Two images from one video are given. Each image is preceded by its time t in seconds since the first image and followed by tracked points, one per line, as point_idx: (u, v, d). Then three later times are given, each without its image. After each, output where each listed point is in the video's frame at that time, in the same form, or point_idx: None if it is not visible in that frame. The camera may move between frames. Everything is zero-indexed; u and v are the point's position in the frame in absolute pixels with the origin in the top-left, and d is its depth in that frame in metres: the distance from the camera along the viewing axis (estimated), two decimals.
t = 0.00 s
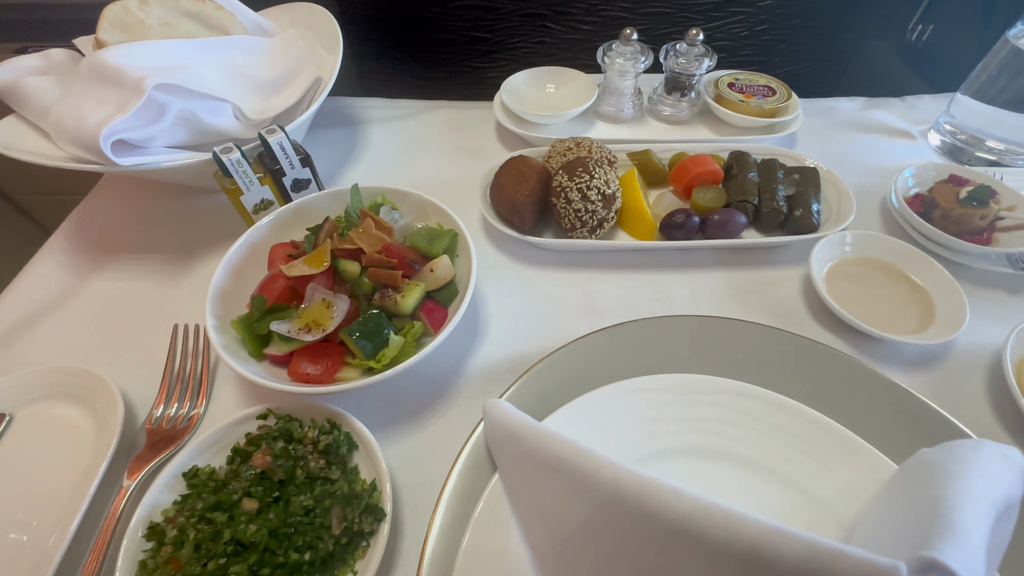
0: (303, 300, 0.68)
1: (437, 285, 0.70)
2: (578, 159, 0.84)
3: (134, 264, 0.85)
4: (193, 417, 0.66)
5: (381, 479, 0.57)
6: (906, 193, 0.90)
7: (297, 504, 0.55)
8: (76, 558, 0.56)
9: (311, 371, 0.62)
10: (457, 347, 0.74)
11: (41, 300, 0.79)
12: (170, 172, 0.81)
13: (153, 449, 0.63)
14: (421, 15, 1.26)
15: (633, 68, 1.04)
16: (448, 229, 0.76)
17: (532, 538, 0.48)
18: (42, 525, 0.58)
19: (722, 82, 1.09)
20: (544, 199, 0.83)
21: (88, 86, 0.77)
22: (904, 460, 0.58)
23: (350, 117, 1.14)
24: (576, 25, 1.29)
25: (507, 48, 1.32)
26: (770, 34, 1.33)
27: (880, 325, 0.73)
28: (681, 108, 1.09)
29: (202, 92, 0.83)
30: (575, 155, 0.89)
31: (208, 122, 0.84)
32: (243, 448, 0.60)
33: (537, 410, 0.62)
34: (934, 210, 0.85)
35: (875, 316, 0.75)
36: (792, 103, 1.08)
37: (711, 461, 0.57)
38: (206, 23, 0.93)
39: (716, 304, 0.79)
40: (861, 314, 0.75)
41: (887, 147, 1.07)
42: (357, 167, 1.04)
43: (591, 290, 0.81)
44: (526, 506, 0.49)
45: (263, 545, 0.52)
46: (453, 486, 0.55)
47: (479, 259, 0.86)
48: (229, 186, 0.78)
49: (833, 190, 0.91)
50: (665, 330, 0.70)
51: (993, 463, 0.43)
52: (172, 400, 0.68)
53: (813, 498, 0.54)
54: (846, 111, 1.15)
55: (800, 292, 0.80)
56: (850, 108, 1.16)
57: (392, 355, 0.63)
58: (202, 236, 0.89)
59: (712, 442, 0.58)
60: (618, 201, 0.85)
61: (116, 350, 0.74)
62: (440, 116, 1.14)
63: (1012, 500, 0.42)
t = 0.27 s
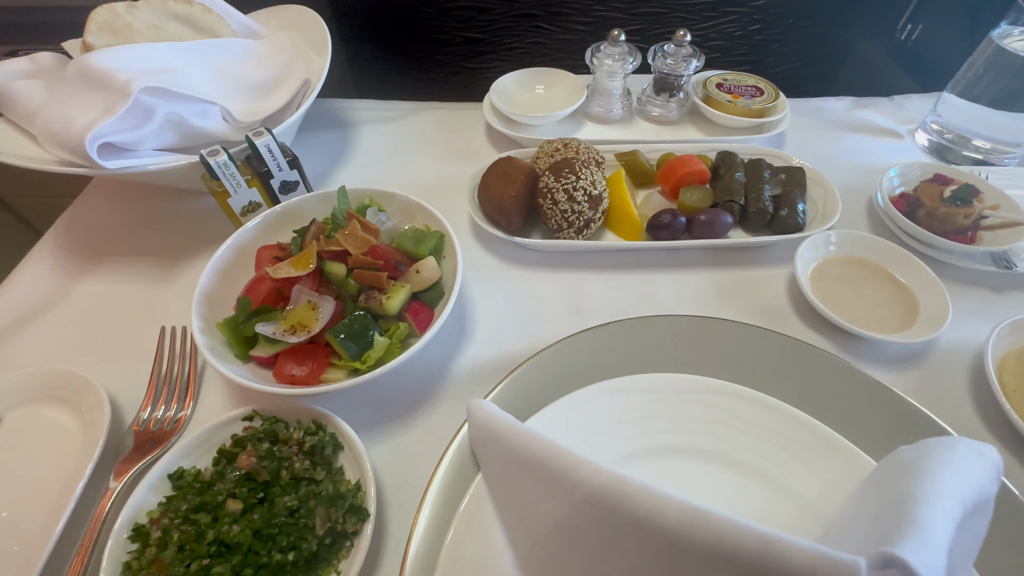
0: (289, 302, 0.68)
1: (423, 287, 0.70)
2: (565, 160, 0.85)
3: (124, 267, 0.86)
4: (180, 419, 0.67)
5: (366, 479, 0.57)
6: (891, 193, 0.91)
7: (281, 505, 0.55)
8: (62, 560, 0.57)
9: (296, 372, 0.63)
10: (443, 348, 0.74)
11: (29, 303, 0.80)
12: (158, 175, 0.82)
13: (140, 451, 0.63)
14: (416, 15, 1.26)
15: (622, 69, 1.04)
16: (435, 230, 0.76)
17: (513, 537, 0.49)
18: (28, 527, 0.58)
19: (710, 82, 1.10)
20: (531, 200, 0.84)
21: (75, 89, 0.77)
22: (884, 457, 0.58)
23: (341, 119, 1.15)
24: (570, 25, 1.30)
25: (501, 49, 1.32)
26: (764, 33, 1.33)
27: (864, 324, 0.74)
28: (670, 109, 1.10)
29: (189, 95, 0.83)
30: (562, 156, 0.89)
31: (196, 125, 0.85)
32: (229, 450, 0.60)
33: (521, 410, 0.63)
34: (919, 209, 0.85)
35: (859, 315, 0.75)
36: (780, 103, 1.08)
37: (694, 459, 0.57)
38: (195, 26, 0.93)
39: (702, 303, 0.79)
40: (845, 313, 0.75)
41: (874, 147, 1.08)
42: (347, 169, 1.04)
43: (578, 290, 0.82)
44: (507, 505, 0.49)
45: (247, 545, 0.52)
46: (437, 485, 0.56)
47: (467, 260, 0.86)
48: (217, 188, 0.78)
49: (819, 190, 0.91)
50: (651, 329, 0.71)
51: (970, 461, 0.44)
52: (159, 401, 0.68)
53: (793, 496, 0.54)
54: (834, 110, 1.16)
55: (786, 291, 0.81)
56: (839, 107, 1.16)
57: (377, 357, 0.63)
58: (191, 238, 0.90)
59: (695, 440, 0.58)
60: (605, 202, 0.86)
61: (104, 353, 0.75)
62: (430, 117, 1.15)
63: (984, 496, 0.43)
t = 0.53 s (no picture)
0: (274, 302, 0.68)
1: (409, 286, 0.70)
2: (551, 159, 0.85)
3: (112, 268, 0.86)
4: (166, 419, 0.67)
5: (350, 478, 0.58)
6: (877, 191, 0.91)
7: (264, 504, 0.55)
8: (46, 561, 0.57)
9: (281, 372, 0.63)
10: (429, 347, 0.74)
11: (16, 305, 0.80)
12: (145, 176, 0.81)
13: (125, 452, 0.63)
14: (412, 15, 1.28)
15: (610, 68, 1.05)
16: (421, 229, 0.77)
17: (493, 534, 0.49)
18: (12, 528, 0.58)
19: (698, 81, 1.10)
20: (518, 200, 0.84)
21: (60, 91, 0.77)
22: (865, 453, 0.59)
23: (330, 120, 1.15)
24: (565, 25, 1.31)
25: (495, 49, 1.34)
26: (758, 32, 1.34)
27: (848, 321, 0.74)
28: (659, 108, 1.10)
29: (175, 96, 0.83)
30: (549, 155, 0.89)
31: (183, 125, 0.85)
32: (213, 450, 0.60)
33: (506, 408, 0.63)
34: (904, 207, 0.85)
35: (844, 312, 0.75)
36: (768, 102, 1.08)
37: (675, 456, 0.58)
38: (182, 27, 0.93)
39: (688, 302, 0.80)
40: (830, 310, 0.76)
41: (862, 145, 1.08)
42: (336, 169, 1.04)
43: (565, 289, 0.82)
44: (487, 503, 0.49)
45: (229, 544, 0.52)
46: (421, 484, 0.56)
47: (455, 259, 0.86)
48: (204, 189, 0.78)
49: (806, 188, 0.91)
50: (636, 328, 0.71)
51: (944, 455, 0.44)
52: (145, 402, 0.68)
53: (771, 491, 0.55)
54: (823, 109, 1.16)
55: (772, 289, 0.81)
56: (828, 106, 1.17)
57: (361, 356, 0.64)
58: (179, 239, 0.90)
59: (677, 437, 0.59)
60: (591, 200, 0.86)
61: (91, 354, 0.75)
62: (420, 117, 1.15)
63: (957, 490, 0.43)
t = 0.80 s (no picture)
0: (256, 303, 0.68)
1: (392, 287, 0.70)
2: (536, 159, 0.85)
3: (96, 270, 0.85)
4: (148, 422, 0.66)
5: (330, 480, 0.57)
6: (863, 189, 0.91)
7: (243, 507, 0.55)
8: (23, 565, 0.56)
9: (262, 374, 0.63)
10: (414, 347, 0.74)
11: None
12: (128, 177, 0.81)
13: (105, 455, 0.63)
14: (406, 14, 1.30)
15: (597, 67, 1.05)
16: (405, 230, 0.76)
17: (471, 535, 0.49)
18: None
19: (687, 80, 1.10)
20: (503, 199, 0.84)
21: (41, 92, 0.77)
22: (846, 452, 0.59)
23: (318, 120, 1.14)
24: (558, 24, 1.34)
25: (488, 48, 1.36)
26: (751, 31, 1.36)
27: (832, 320, 0.74)
28: (647, 107, 1.10)
29: (159, 97, 0.83)
30: (536, 155, 0.89)
31: (167, 126, 0.84)
32: (194, 452, 0.60)
33: (489, 408, 0.63)
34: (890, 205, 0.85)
35: (829, 310, 0.75)
36: (756, 100, 1.08)
37: (657, 456, 0.58)
38: (166, 27, 0.92)
39: (674, 301, 0.80)
40: (815, 308, 0.76)
41: (850, 143, 1.08)
42: (324, 170, 1.04)
43: (551, 289, 0.82)
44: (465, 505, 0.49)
45: (207, 547, 0.52)
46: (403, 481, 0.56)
47: (441, 259, 0.86)
48: (187, 190, 0.78)
49: (792, 186, 0.91)
50: (622, 327, 0.71)
51: (920, 454, 0.44)
52: (126, 405, 0.68)
53: (751, 490, 0.55)
54: (812, 107, 1.16)
55: (758, 288, 0.81)
56: (816, 104, 1.17)
57: (343, 358, 0.63)
58: (164, 240, 0.89)
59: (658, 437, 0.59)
60: (577, 200, 0.86)
61: (73, 356, 0.74)
62: (408, 117, 1.15)
63: (932, 489, 0.43)
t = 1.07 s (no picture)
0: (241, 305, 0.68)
1: (379, 288, 0.70)
2: (524, 159, 0.85)
3: (83, 272, 0.85)
4: (132, 425, 0.66)
5: (315, 482, 0.57)
6: (853, 188, 0.91)
7: (227, 510, 0.55)
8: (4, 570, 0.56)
9: (246, 376, 0.62)
10: (401, 349, 0.74)
11: None
12: (115, 178, 0.81)
13: (89, 458, 0.62)
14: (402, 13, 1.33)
15: (587, 66, 1.04)
16: (392, 231, 0.76)
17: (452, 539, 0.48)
18: None
19: (677, 80, 1.10)
20: (491, 200, 0.84)
21: (25, 94, 0.77)
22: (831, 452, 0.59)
23: (309, 121, 1.14)
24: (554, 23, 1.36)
25: (482, 48, 1.38)
26: (747, 30, 1.38)
27: (820, 320, 0.74)
28: (637, 107, 1.09)
29: (145, 98, 0.83)
30: (525, 155, 0.89)
31: (154, 127, 0.84)
32: (179, 455, 0.60)
33: (475, 410, 0.63)
34: (879, 204, 0.85)
35: (816, 310, 0.75)
36: (746, 99, 1.08)
37: (643, 456, 0.58)
38: (154, 28, 0.92)
39: (663, 301, 0.79)
40: (803, 308, 0.76)
41: (840, 142, 1.08)
42: (313, 171, 1.04)
43: (539, 289, 0.82)
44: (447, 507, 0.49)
45: (189, 551, 0.52)
46: (387, 485, 0.56)
47: (430, 260, 0.86)
48: (173, 192, 0.78)
49: (781, 185, 0.91)
50: (609, 328, 0.71)
51: (902, 454, 0.44)
52: (112, 408, 0.67)
53: (736, 490, 0.54)
54: (803, 106, 1.16)
55: (746, 288, 0.81)
56: (807, 103, 1.17)
57: (328, 359, 0.63)
58: (152, 242, 0.89)
59: (645, 438, 0.59)
60: (565, 200, 0.86)
61: (59, 359, 0.74)
62: (398, 118, 1.14)
63: (913, 489, 0.43)
